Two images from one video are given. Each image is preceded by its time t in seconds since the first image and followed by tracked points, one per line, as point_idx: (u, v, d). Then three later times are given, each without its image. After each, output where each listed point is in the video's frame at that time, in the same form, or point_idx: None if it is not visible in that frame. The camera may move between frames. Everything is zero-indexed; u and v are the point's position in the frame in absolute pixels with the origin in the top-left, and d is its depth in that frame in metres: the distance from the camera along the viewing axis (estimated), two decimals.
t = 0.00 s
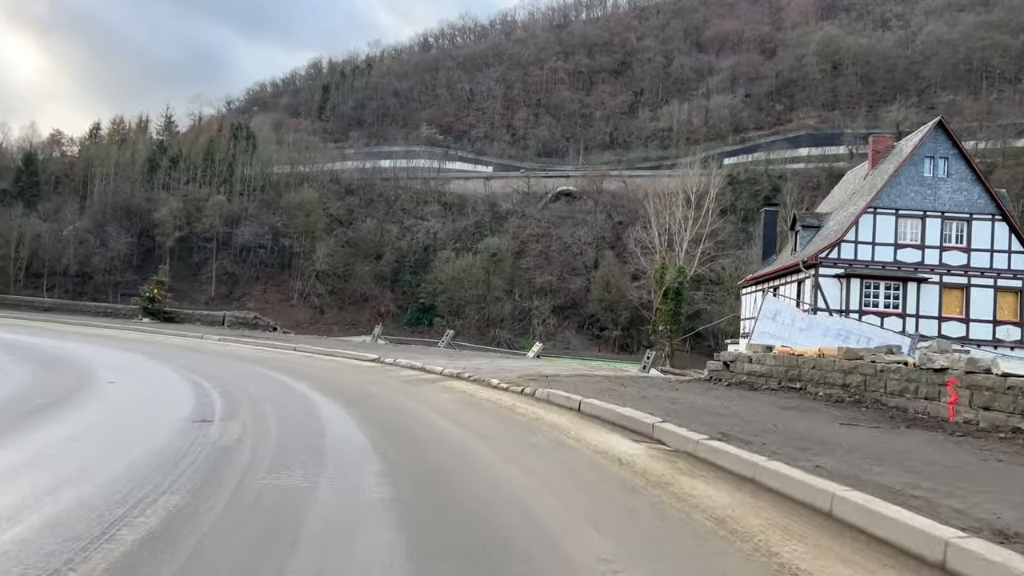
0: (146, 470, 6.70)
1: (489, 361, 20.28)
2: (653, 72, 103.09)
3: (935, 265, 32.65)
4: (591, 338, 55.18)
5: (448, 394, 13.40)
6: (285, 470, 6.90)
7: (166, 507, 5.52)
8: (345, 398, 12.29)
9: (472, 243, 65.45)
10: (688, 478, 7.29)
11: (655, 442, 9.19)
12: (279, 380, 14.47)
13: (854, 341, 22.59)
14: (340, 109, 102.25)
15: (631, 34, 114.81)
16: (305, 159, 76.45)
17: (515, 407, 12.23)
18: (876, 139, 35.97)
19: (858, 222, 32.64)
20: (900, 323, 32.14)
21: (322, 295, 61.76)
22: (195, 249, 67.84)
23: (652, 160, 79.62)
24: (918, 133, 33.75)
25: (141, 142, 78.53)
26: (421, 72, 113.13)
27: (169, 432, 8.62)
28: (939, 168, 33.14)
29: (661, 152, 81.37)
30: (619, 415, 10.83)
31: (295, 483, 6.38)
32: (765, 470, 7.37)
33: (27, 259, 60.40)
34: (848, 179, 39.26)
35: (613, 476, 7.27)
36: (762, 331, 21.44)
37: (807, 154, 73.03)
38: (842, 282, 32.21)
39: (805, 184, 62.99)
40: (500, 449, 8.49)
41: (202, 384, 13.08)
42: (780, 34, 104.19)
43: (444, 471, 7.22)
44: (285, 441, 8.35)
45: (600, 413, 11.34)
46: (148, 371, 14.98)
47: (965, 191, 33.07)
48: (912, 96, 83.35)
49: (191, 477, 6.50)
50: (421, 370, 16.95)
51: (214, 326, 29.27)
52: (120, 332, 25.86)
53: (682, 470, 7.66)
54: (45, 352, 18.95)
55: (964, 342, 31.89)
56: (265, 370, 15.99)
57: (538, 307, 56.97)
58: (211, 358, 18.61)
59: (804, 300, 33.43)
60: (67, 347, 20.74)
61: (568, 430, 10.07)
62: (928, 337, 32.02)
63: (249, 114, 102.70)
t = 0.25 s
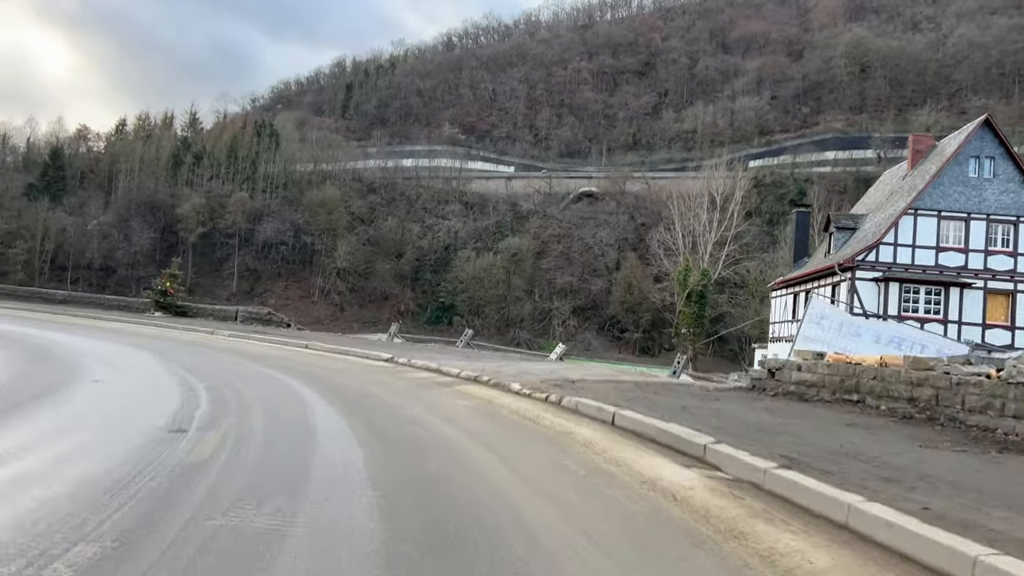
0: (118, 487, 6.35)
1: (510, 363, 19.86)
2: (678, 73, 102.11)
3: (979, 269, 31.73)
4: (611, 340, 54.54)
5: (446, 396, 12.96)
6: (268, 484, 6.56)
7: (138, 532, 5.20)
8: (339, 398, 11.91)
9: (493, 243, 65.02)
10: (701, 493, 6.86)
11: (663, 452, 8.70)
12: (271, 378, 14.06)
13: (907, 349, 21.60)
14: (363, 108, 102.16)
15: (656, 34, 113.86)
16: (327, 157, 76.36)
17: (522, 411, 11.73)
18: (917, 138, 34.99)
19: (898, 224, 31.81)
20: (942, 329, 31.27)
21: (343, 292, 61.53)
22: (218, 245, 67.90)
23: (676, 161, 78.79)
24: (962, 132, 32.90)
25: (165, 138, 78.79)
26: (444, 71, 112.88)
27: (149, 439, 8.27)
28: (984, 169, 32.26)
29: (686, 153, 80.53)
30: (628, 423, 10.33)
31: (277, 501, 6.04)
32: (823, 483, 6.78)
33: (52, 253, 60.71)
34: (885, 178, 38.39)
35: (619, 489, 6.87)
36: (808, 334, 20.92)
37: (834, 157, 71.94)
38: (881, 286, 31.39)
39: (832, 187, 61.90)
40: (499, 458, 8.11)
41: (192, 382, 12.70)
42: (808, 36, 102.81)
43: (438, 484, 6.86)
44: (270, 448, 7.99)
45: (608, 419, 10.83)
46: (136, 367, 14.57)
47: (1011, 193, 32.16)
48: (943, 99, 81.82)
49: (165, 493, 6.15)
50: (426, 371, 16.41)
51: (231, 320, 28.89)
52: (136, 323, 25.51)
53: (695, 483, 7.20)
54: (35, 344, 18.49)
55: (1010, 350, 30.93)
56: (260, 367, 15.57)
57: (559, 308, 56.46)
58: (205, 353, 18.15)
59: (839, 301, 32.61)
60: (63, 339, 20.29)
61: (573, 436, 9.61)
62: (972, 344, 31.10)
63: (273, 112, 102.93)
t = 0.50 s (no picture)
0: (93, 483, 5.95)
1: (537, 367, 19.38)
2: (710, 74, 100.84)
3: None
4: (639, 344, 53.77)
5: (452, 396, 12.45)
6: (258, 482, 6.18)
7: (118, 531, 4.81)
8: (339, 397, 11.48)
9: (520, 244, 64.56)
10: (730, 503, 6.36)
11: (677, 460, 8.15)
12: (269, 374, 13.61)
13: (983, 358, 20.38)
14: (392, 108, 102.14)
15: (689, 36, 112.66)
16: (357, 157, 76.33)
17: (532, 412, 11.18)
18: (968, 137, 33.89)
19: (949, 227, 30.80)
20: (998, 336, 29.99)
21: (370, 291, 61.31)
22: (247, 243, 68.05)
23: (707, 164, 77.75)
24: (1019, 131, 31.76)
25: (197, 136, 79.22)
26: (474, 71, 112.62)
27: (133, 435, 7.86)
28: None
29: (717, 156, 79.45)
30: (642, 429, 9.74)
31: (270, 500, 5.67)
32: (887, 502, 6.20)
33: (84, 249, 61.18)
34: (934, 178, 37.37)
35: (636, 496, 6.41)
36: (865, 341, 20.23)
37: (869, 161, 70.50)
38: (929, 291, 30.49)
39: (868, 191, 60.64)
40: (506, 461, 7.64)
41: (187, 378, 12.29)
42: (844, 38, 101.06)
43: (442, 485, 6.46)
44: (260, 446, 7.60)
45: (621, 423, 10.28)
46: (127, 362, 14.10)
47: None
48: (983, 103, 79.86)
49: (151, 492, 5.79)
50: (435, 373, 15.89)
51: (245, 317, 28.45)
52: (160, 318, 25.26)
53: (720, 492, 6.69)
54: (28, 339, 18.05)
55: None
56: (258, 364, 15.09)
57: (586, 310, 55.81)
58: (204, 349, 17.70)
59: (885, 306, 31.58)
60: (62, 333, 19.90)
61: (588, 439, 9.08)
62: None
63: (304, 111, 103.35)
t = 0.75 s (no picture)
0: (88, 497, 5.61)
1: (568, 373, 18.89)
2: (748, 75, 99.32)
3: None
4: (672, 348, 52.88)
5: (456, 401, 12.03)
6: (264, 497, 5.83)
7: (124, 558, 4.44)
8: (341, 402, 11.11)
9: (553, 246, 64.01)
10: (758, 526, 5.85)
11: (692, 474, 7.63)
12: (269, 376, 13.21)
13: None
14: (426, 109, 102.09)
15: (726, 37, 111.17)
16: (391, 157, 76.34)
17: (539, 420, 10.70)
18: None
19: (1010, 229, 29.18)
20: None
21: (402, 292, 61.06)
22: (282, 242, 68.00)
23: (743, 166, 76.51)
24: None
25: (234, 136, 79.77)
26: (509, 73, 112.24)
27: (126, 444, 7.46)
28: None
29: (754, 158, 78.15)
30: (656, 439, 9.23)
31: (277, 517, 5.36)
32: (938, 525, 5.62)
33: (122, 246, 61.73)
34: (992, 179, 36.11)
35: (660, 517, 5.97)
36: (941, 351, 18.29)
37: (911, 163, 68.81)
38: (990, 297, 28.98)
39: (909, 195, 59.20)
40: (518, 473, 7.25)
41: (184, 380, 11.91)
42: (885, 38, 99.01)
43: (458, 501, 6.11)
44: (257, 453, 7.37)
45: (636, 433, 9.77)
46: (121, 361, 13.69)
47: None
48: None
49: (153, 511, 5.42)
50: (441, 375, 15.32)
51: (268, 316, 27.28)
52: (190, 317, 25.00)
53: (745, 514, 6.17)
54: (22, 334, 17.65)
55: None
56: (259, 364, 14.69)
57: (619, 313, 55.05)
58: (204, 347, 17.31)
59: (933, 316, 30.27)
60: (60, 330, 19.52)
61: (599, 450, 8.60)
62: None
63: (339, 112, 103.73)
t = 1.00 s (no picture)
0: (55, 492, 5.04)
1: (607, 377, 18.27)
2: (794, 76, 97.34)
3: None
4: (713, 353, 51.79)
5: (456, 392, 11.41)
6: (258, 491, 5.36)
7: (109, 559, 3.94)
8: (342, 391, 10.57)
9: (592, 248, 63.29)
10: (803, 544, 5.08)
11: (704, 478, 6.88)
12: (270, 366, 12.66)
13: None
14: (467, 111, 102.08)
15: (771, 37, 109.17)
16: (430, 159, 76.25)
17: (539, 415, 9.98)
18: None
19: None
20: None
21: (441, 294, 60.90)
22: (323, 243, 68.46)
23: (789, 169, 74.90)
24: None
25: (276, 138, 80.47)
26: (549, 75, 111.80)
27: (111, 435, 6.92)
28: None
29: (800, 161, 76.48)
30: (667, 443, 8.44)
31: (264, 518, 4.78)
32: (1003, 546, 4.90)
33: (166, 246, 62.58)
34: None
35: (684, 522, 5.36)
36: None
37: (965, 167, 66.57)
38: None
39: (963, 198, 57.22)
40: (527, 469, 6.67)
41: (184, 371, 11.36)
42: (938, 39, 96.20)
43: (469, 498, 5.58)
44: (249, 446, 6.79)
45: (643, 433, 8.98)
46: (114, 352, 13.12)
47: None
48: None
49: (139, 507, 4.89)
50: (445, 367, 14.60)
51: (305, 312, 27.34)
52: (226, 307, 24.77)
53: (769, 525, 5.46)
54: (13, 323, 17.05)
55: None
56: (259, 354, 14.11)
57: (659, 317, 54.13)
58: (203, 337, 16.76)
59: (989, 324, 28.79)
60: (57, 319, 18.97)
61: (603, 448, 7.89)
62: None
63: (380, 115, 104.25)
